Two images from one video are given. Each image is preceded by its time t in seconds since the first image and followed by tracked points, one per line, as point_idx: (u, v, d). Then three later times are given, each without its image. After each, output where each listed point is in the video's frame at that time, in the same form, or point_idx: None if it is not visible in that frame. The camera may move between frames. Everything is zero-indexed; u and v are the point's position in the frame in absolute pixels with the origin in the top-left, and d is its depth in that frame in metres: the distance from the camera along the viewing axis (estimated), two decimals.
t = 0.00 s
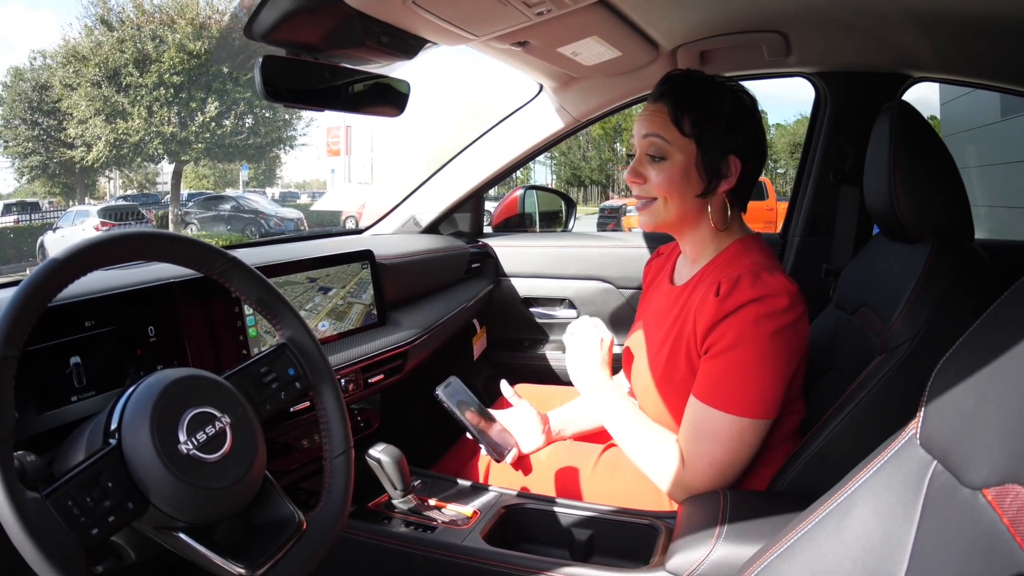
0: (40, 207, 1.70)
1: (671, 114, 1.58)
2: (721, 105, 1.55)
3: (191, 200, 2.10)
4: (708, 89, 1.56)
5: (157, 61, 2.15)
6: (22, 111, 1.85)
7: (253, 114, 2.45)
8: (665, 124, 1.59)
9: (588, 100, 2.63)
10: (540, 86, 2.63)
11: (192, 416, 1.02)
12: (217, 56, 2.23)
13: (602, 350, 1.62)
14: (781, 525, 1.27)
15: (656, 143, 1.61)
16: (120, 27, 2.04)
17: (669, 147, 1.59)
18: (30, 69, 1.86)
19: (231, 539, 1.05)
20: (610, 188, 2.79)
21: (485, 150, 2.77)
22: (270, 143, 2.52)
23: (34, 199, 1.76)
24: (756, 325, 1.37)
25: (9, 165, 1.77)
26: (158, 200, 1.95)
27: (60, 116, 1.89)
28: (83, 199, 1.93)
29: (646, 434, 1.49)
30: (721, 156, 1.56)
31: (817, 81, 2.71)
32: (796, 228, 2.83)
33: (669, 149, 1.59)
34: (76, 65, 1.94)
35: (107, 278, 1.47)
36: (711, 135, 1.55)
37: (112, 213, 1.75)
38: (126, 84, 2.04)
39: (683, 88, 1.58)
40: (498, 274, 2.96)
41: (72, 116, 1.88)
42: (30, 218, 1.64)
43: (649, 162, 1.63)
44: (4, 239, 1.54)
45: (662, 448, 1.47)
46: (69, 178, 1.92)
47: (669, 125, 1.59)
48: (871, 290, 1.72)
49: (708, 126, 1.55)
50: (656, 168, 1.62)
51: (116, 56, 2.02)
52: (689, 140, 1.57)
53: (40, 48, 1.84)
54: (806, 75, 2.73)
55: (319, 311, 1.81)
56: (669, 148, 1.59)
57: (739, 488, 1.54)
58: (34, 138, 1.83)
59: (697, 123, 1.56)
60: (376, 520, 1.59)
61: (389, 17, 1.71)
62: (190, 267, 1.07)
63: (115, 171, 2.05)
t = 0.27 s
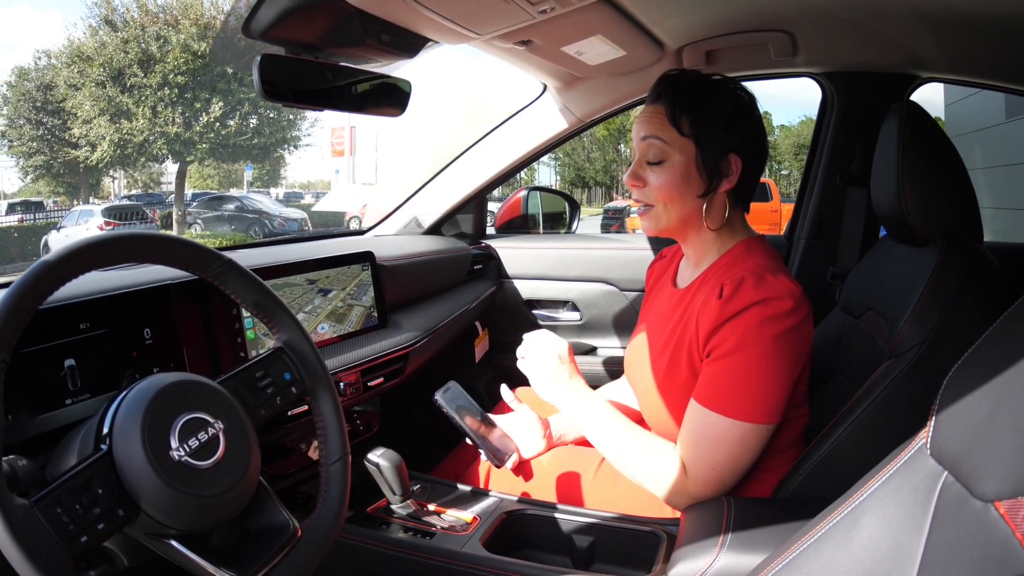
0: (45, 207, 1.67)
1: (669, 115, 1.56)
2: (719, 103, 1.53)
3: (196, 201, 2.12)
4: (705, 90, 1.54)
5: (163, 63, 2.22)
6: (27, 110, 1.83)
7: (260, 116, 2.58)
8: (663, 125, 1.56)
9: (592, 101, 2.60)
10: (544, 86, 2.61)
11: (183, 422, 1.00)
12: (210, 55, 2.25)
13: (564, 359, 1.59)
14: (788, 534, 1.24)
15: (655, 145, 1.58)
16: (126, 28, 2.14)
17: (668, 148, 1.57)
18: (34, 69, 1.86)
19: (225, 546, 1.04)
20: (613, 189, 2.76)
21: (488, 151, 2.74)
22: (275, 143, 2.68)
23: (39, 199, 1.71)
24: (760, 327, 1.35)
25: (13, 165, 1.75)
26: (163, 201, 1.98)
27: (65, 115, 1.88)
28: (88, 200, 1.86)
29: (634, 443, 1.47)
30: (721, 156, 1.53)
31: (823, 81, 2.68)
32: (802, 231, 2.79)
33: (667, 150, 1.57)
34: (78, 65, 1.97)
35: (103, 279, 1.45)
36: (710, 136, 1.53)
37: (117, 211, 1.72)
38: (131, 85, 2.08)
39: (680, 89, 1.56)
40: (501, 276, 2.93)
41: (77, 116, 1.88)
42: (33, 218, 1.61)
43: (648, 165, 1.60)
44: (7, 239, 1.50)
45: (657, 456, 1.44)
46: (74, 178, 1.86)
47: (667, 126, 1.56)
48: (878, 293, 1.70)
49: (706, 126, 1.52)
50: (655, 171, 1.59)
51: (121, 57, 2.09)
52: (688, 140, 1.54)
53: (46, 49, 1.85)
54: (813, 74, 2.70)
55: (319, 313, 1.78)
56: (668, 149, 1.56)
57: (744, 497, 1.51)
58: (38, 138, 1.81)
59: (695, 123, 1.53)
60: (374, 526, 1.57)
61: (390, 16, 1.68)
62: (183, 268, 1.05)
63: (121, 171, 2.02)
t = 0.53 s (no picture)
0: (49, 207, 1.73)
1: (674, 113, 1.54)
2: (728, 105, 1.51)
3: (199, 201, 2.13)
4: (714, 90, 1.52)
5: (166, 63, 1.99)
6: (31, 109, 1.79)
7: (264, 116, 2.35)
8: (669, 123, 1.54)
9: (594, 101, 2.57)
10: (545, 86, 2.58)
11: (170, 429, 0.98)
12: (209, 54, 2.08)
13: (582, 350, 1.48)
14: (791, 545, 1.21)
15: (659, 143, 1.56)
16: (130, 29, 1.93)
17: (673, 146, 1.54)
18: (38, 69, 1.77)
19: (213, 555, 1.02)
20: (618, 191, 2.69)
21: (490, 151, 2.71)
22: (279, 144, 2.46)
23: (42, 197, 1.78)
24: (764, 332, 1.32)
25: (16, 164, 1.78)
26: (166, 200, 2.00)
27: (68, 114, 1.79)
28: (92, 199, 1.90)
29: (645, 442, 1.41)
30: (726, 156, 1.51)
31: (829, 82, 2.65)
32: (807, 233, 2.76)
33: (672, 148, 1.54)
34: (83, 65, 1.84)
35: (94, 282, 1.42)
36: (716, 134, 1.50)
37: (121, 211, 1.74)
38: (135, 85, 1.90)
39: (687, 87, 1.54)
40: (501, 278, 2.91)
41: (81, 116, 1.79)
42: (37, 217, 1.67)
43: (652, 163, 1.57)
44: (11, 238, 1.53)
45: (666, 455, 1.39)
46: (79, 177, 1.87)
47: (673, 124, 1.54)
48: (885, 298, 1.66)
49: (713, 125, 1.50)
50: (659, 169, 1.56)
51: (124, 57, 1.89)
52: (693, 138, 1.52)
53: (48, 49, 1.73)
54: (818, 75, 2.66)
55: (315, 317, 1.75)
56: (673, 147, 1.54)
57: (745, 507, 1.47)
58: (42, 138, 1.78)
59: (701, 122, 1.51)
60: (369, 533, 1.54)
61: (386, 14, 1.67)
62: (170, 272, 1.03)
63: (125, 171, 1.98)
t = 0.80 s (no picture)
0: (52, 206, 1.69)
1: (683, 107, 1.50)
2: (740, 105, 1.48)
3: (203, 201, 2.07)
4: (728, 89, 1.49)
5: (170, 64, 2.00)
6: (34, 109, 1.84)
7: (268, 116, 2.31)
8: (678, 118, 1.50)
9: (593, 102, 2.55)
10: (544, 87, 2.55)
11: (150, 437, 0.95)
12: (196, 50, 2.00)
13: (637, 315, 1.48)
14: (794, 557, 1.17)
15: (665, 137, 1.52)
16: (132, 28, 2.00)
17: (679, 140, 1.50)
18: (42, 69, 1.86)
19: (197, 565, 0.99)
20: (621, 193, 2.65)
21: (489, 151, 2.68)
22: (283, 144, 2.39)
23: (45, 197, 1.77)
24: (770, 327, 1.29)
25: (20, 165, 1.78)
26: (170, 200, 1.95)
27: (73, 115, 1.85)
28: (96, 199, 1.87)
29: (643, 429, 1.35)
30: (734, 154, 1.47)
31: (832, 82, 2.61)
32: (810, 236, 2.73)
33: (678, 142, 1.50)
34: (86, 64, 1.90)
35: (83, 285, 1.40)
36: (724, 130, 1.47)
37: (124, 211, 1.73)
38: (138, 86, 1.95)
39: (698, 83, 1.51)
40: (500, 281, 2.88)
41: (85, 116, 1.85)
42: (40, 217, 1.61)
43: (657, 157, 1.53)
44: (14, 238, 1.50)
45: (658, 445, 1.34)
46: (82, 177, 1.86)
47: (680, 119, 1.50)
48: (889, 302, 1.63)
49: (721, 120, 1.47)
50: (663, 163, 1.52)
51: (127, 59, 1.94)
52: (700, 134, 1.48)
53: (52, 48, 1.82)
54: (820, 75, 2.63)
55: (308, 320, 1.72)
56: (679, 141, 1.50)
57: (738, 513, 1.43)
58: (45, 137, 1.82)
59: (710, 118, 1.47)
60: (362, 540, 1.51)
61: (379, 13, 1.65)
62: (153, 275, 1.00)
63: (128, 171, 1.98)
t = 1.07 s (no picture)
0: (50, 206, 1.66)
1: (686, 108, 1.48)
2: (741, 102, 1.45)
3: (204, 202, 2.04)
4: (728, 86, 1.46)
5: (170, 64, 2.10)
6: (35, 109, 1.89)
7: (268, 118, 2.28)
8: (681, 118, 1.48)
9: (590, 102, 2.52)
10: (540, 87, 2.52)
11: (129, 443, 0.92)
12: (187, 52, 1.97)
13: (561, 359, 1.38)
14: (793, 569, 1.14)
15: (669, 139, 1.49)
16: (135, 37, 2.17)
17: (684, 142, 1.47)
18: (41, 70, 1.90)
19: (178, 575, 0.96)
20: (622, 195, 2.68)
21: (487, 152, 2.66)
22: (281, 145, 2.38)
23: (45, 197, 1.75)
24: (780, 331, 1.26)
25: (20, 166, 1.78)
26: (170, 202, 1.93)
27: (73, 115, 1.90)
28: (95, 198, 1.88)
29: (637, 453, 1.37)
30: (739, 153, 1.44)
31: (832, 82, 2.58)
32: (810, 238, 2.70)
33: (683, 143, 1.48)
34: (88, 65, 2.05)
35: (70, 286, 1.37)
36: (729, 130, 1.44)
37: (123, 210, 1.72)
38: (138, 86, 2.09)
39: (698, 82, 1.48)
40: (496, 283, 2.86)
41: (83, 116, 1.91)
42: (40, 217, 1.58)
43: (663, 159, 1.51)
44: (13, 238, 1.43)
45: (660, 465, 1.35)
46: (82, 177, 1.87)
47: (684, 120, 1.48)
48: (891, 307, 1.60)
49: (726, 120, 1.44)
50: (669, 165, 1.50)
51: (126, 58, 2.12)
52: (704, 134, 1.45)
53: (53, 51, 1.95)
54: (819, 75, 2.60)
55: (299, 323, 1.69)
56: (683, 143, 1.47)
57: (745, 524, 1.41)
58: (44, 137, 1.84)
59: (713, 117, 1.45)
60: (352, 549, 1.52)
61: (370, 10, 1.62)
62: (137, 279, 0.97)
63: (128, 171, 2.04)
